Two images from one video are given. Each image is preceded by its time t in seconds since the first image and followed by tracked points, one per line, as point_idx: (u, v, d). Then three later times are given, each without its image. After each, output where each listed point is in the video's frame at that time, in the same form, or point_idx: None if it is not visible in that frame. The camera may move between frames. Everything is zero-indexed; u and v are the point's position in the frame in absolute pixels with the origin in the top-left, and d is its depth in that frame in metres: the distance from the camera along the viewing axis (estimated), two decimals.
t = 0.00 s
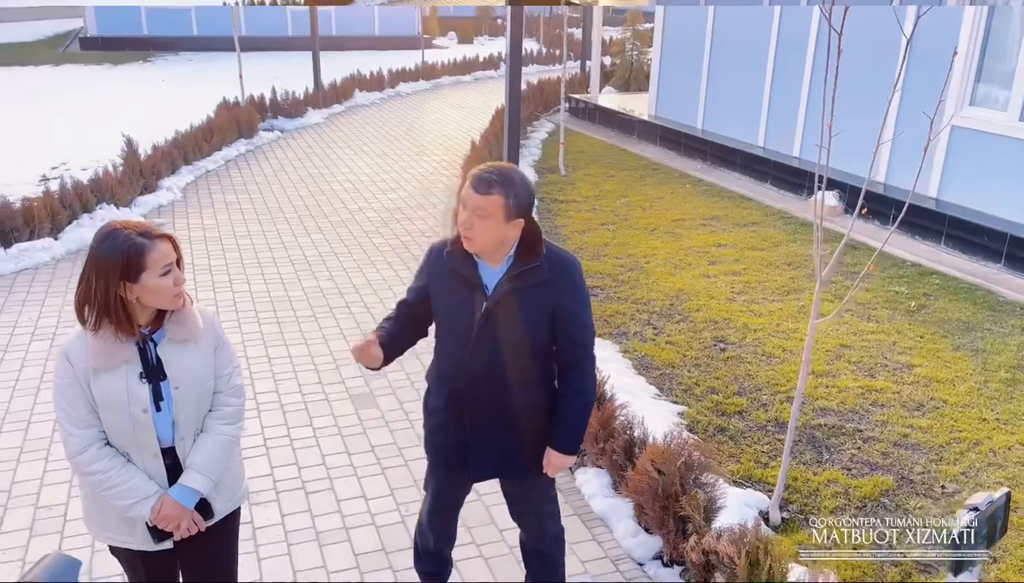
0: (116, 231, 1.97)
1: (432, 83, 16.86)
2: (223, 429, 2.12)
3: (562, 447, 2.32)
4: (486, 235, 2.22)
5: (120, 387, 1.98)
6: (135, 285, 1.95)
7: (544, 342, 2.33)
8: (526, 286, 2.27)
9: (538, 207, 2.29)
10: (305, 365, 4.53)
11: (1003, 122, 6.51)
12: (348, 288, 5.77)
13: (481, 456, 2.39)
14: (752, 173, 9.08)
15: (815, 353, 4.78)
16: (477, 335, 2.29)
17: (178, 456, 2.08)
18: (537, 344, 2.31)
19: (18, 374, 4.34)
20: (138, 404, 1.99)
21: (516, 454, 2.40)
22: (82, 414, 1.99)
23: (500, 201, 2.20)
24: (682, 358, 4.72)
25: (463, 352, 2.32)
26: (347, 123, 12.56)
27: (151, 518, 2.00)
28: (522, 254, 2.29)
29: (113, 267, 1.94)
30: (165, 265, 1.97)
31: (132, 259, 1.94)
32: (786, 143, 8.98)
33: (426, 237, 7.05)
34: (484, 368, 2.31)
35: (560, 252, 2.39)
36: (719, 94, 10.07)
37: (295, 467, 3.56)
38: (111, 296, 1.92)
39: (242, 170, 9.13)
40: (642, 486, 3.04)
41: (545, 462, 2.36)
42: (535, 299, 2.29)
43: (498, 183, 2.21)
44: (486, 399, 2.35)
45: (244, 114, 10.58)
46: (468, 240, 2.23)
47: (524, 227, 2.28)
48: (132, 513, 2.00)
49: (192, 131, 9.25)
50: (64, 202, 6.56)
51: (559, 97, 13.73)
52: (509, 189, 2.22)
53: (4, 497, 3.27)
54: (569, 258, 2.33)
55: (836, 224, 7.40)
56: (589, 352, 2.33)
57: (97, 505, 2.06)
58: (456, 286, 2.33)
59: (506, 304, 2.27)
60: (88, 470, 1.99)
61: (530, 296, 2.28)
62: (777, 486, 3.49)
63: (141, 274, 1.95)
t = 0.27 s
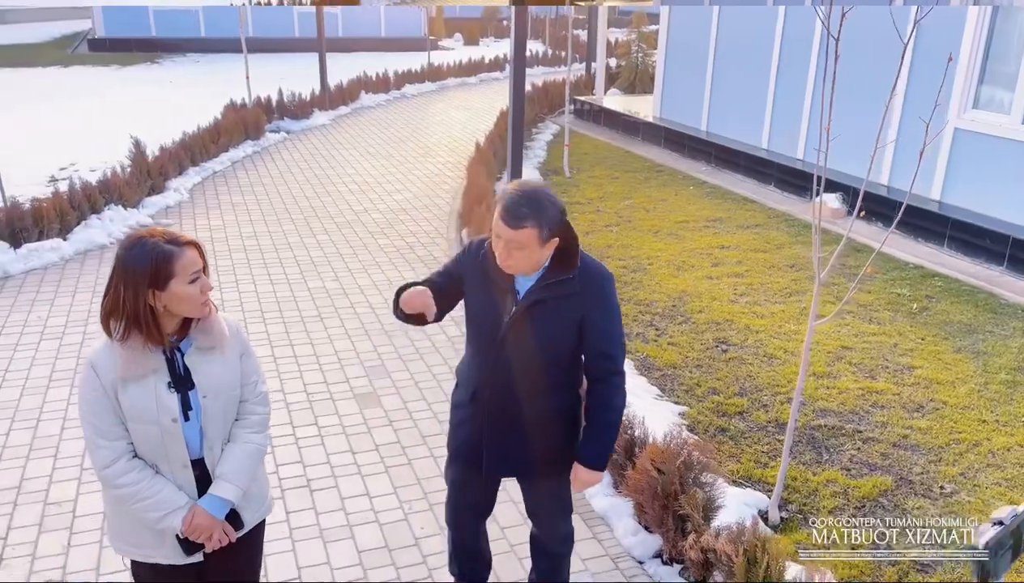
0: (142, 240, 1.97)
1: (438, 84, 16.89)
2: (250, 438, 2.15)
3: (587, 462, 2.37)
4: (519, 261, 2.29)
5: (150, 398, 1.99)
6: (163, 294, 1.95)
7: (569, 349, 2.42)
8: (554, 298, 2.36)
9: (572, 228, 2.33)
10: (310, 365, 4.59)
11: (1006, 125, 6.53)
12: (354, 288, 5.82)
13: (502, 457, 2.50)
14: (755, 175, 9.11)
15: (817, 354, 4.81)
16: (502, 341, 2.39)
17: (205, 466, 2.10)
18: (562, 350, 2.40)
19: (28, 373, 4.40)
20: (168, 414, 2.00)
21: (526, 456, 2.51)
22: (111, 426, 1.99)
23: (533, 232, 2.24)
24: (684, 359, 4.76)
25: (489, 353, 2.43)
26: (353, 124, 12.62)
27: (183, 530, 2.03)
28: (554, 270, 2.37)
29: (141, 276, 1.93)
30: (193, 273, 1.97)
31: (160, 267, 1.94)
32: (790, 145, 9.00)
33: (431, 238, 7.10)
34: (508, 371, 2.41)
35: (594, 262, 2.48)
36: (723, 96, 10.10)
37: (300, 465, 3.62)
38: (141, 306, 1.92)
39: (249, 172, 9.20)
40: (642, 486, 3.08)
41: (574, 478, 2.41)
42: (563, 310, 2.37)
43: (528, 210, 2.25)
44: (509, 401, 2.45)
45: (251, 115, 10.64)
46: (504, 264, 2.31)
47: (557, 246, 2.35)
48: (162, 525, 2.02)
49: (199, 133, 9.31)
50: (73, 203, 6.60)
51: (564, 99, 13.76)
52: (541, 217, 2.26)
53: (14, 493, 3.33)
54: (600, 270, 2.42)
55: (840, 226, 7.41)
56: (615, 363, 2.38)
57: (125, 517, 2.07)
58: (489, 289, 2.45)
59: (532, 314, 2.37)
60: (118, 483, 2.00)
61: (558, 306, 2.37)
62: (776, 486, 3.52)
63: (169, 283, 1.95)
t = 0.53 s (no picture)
0: (156, 248, 1.93)
1: (444, 86, 16.93)
2: (260, 444, 2.12)
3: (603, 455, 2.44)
4: (525, 298, 2.23)
5: (163, 407, 1.95)
6: (177, 304, 1.91)
7: (576, 359, 2.43)
8: (561, 318, 2.34)
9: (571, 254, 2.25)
10: (312, 365, 4.62)
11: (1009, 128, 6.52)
12: (357, 289, 5.85)
13: (528, 461, 2.50)
14: (760, 177, 9.11)
15: (818, 356, 4.82)
16: (513, 362, 2.39)
17: (216, 472, 2.07)
18: (570, 361, 2.42)
19: (33, 372, 4.44)
20: (182, 422, 1.96)
21: (552, 450, 2.50)
22: (122, 435, 1.94)
23: (538, 274, 2.17)
24: (684, 360, 4.78)
25: (499, 370, 2.43)
26: (359, 125, 12.66)
27: (195, 537, 1.99)
28: (557, 291, 2.33)
29: (154, 285, 1.89)
30: (207, 282, 1.93)
31: (175, 275, 1.90)
32: (795, 147, 9.00)
33: (435, 239, 7.12)
34: (520, 387, 2.42)
35: (593, 270, 2.44)
36: (728, 98, 10.11)
37: (301, 464, 3.64)
38: (155, 317, 1.87)
39: (254, 173, 9.24)
40: (641, 487, 3.09)
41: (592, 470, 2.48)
42: (569, 326, 2.36)
43: (531, 251, 2.14)
44: (520, 412, 2.46)
45: (257, 116, 10.70)
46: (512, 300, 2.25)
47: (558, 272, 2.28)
48: (175, 533, 1.98)
49: (206, 134, 9.35)
50: (80, 203, 6.64)
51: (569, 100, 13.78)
52: (545, 257, 2.17)
53: (18, 491, 3.37)
54: (601, 281, 2.39)
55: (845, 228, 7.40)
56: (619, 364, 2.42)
57: (133, 525, 2.03)
58: (492, 310, 2.42)
59: (541, 334, 2.36)
60: (130, 492, 1.95)
61: (565, 323, 2.35)
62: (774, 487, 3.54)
63: (182, 293, 1.90)
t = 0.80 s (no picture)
0: (149, 250, 1.84)
1: (452, 87, 16.97)
2: (256, 440, 2.06)
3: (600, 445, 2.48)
4: (522, 268, 2.27)
5: (166, 410, 1.86)
6: (175, 306, 1.84)
7: (571, 353, 2.44)
8: (556, 307, 2.37)
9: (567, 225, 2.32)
10: (312, 363, 4.64)
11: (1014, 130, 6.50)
12: (359, 288, 5.88)
13: (526, 461, 2.50)
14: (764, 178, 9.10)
15: (818, 357, 4.81)
16: (509, 355, 2.39)
17: (216, 471, 2.00)
18: (566, 355, 2.43)
19: (36, 369, 4.49)
20: (186, 423, 1.88)
21: (545, 454, 2.51)
22: (122, 442, 1.83)
23: (534, 238, 2.22)
24: (684, 361, 4.78)
25: (494, 364, 2.43)
26: (365, 126, 12.72)
27: (202, 539, 1.92)
28: (552, 274, 2.37)
29: (152, 288, 1.81)
30: (203, 281, 1.87)
31: (172, 276, 1.82)
32: (799, 149, 8.99)
33: (438, 240, 7.15)
34: (516, 382, 2.42)
35: (585, 262, 2.49)
36: (733, 99, 10.10)
37: (299, 462, 3.66)
38: (156, 320, 1.79)
39: (260, 173, 9.30)
40: (636, 487, 3.09)
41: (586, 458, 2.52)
42: (564, 317, 2.38)
43: (530, 215, 2.22)
44: (515, 407, 2.46)
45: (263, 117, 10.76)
46: (505, 270, 2.28)
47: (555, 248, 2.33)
48: (181, 538, 1.90)
49: (212, 134, 9.41)
50: (86, 203, 6.68)
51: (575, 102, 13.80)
52: (541, 222, 2.23)
53: (19, 487, 3.40)
54: (593, 272, 2.43)
55: (850, 231, 7.38)
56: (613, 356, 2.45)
57: (132, 535, 1.92)
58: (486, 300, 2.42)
59: (537, 325, 2.37)
60: (132, 500, 1.85)
61: (560, 315, 2.37)
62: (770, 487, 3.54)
63: (180, 294, 1.83)
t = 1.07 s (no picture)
0: (125, 249, 1.73)
1: (460, 89, 17.03)
2: (234, 435, 2.02)
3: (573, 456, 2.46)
4: (516, 236, 2.35)
5: (162, 409, 1.75)
6: (157, 304, 1.73)
7: (561, 350, 2.45)
8: (549, 294, 2.41)
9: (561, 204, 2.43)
10: (312, 362, 4.68)
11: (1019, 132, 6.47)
12: (360, 288, 5.91)
13: (507, 460, 2.53)
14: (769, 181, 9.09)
15: (817, 359, 4.81)
16: (497, 337, 2.42)
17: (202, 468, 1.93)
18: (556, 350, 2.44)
19: (39, 366, 4.54)
20: (182, 421, 1.79)
21: (532, 458, 2.54)
22: (116, 449, 1.70)
23: (527, 203, 2.33)
24: (682, 362, 4.79)
25: (482, 353, 2.46)
26: (372, 128, 12.78)
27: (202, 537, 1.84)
28: (548, 259, 2.43)
29: (133, 288, 1.69)
30: (181, 275, 1.77)
31: (152, 273, 1.71)
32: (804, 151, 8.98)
33: (442, 241, 7.18)
34: (502, 373, 2.45)
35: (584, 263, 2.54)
36: (738, 102, 10.10)
37: (296, 459, 3.69)
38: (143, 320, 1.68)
39: (267, 174, 9.37)
40: (628, 487, 3.11)
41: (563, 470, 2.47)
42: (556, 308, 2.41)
43: (521, 185, 2.35)
44: (500, 401, 2.48)
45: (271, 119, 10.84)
46: (500, 243, 2.36)
47: (549, 226, 2.42)
48: (183, 539, 1.81)
49: (219, 135, 9.48)
50: (92, 202, 6.73)
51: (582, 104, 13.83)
52: (533, 189, 2.35)
53: (18, 482, 3.43)
54: (589, 269, 2.48)
55: (854, 233, 7.36)
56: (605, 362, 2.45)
57: (124, 547, 1.80)
58: (480, 285, 2.47)
59: (527, 311, 2.41)
60: (132, 508, 1.72)
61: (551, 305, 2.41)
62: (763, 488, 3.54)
63: (160, 291, 1.73)
